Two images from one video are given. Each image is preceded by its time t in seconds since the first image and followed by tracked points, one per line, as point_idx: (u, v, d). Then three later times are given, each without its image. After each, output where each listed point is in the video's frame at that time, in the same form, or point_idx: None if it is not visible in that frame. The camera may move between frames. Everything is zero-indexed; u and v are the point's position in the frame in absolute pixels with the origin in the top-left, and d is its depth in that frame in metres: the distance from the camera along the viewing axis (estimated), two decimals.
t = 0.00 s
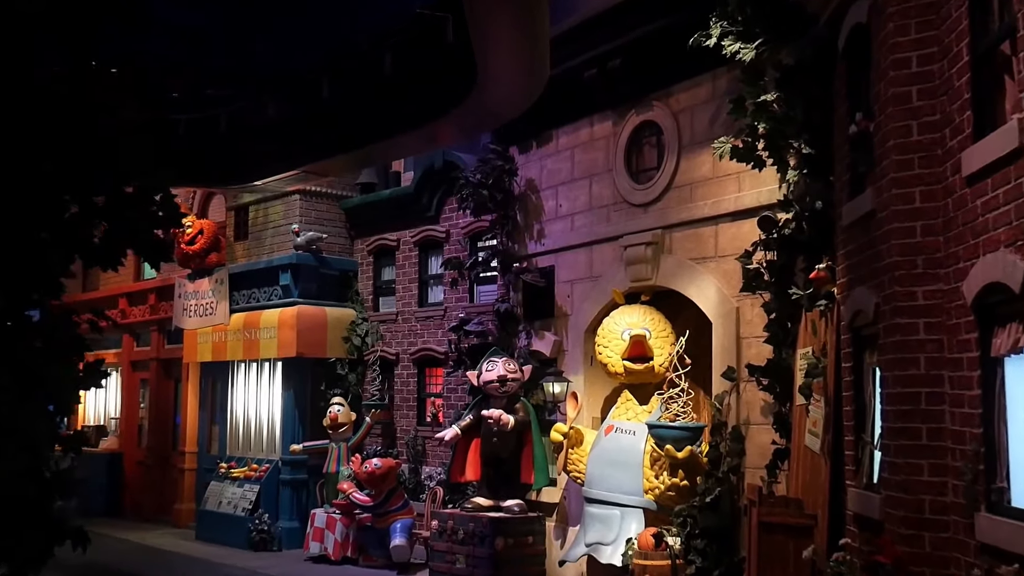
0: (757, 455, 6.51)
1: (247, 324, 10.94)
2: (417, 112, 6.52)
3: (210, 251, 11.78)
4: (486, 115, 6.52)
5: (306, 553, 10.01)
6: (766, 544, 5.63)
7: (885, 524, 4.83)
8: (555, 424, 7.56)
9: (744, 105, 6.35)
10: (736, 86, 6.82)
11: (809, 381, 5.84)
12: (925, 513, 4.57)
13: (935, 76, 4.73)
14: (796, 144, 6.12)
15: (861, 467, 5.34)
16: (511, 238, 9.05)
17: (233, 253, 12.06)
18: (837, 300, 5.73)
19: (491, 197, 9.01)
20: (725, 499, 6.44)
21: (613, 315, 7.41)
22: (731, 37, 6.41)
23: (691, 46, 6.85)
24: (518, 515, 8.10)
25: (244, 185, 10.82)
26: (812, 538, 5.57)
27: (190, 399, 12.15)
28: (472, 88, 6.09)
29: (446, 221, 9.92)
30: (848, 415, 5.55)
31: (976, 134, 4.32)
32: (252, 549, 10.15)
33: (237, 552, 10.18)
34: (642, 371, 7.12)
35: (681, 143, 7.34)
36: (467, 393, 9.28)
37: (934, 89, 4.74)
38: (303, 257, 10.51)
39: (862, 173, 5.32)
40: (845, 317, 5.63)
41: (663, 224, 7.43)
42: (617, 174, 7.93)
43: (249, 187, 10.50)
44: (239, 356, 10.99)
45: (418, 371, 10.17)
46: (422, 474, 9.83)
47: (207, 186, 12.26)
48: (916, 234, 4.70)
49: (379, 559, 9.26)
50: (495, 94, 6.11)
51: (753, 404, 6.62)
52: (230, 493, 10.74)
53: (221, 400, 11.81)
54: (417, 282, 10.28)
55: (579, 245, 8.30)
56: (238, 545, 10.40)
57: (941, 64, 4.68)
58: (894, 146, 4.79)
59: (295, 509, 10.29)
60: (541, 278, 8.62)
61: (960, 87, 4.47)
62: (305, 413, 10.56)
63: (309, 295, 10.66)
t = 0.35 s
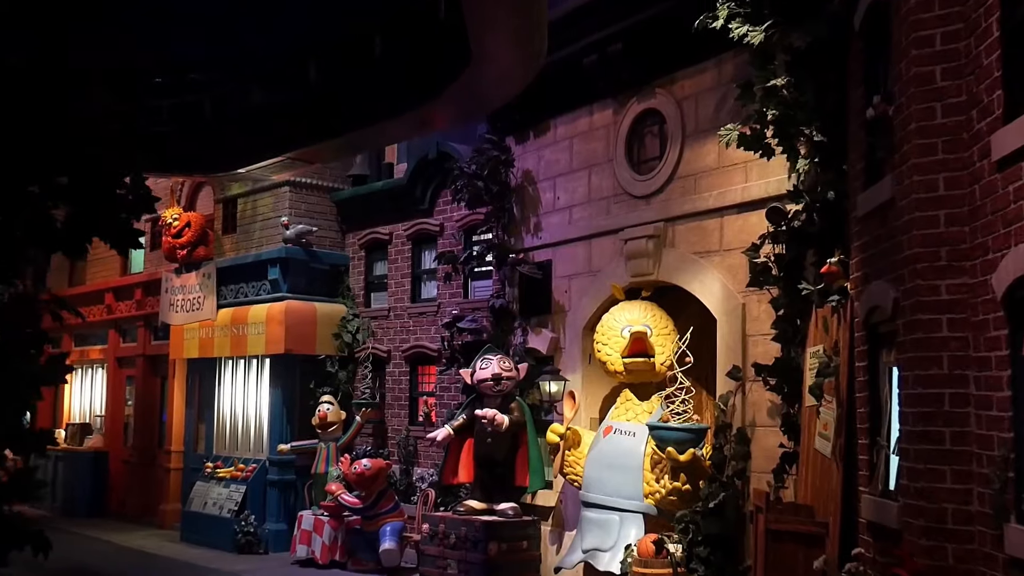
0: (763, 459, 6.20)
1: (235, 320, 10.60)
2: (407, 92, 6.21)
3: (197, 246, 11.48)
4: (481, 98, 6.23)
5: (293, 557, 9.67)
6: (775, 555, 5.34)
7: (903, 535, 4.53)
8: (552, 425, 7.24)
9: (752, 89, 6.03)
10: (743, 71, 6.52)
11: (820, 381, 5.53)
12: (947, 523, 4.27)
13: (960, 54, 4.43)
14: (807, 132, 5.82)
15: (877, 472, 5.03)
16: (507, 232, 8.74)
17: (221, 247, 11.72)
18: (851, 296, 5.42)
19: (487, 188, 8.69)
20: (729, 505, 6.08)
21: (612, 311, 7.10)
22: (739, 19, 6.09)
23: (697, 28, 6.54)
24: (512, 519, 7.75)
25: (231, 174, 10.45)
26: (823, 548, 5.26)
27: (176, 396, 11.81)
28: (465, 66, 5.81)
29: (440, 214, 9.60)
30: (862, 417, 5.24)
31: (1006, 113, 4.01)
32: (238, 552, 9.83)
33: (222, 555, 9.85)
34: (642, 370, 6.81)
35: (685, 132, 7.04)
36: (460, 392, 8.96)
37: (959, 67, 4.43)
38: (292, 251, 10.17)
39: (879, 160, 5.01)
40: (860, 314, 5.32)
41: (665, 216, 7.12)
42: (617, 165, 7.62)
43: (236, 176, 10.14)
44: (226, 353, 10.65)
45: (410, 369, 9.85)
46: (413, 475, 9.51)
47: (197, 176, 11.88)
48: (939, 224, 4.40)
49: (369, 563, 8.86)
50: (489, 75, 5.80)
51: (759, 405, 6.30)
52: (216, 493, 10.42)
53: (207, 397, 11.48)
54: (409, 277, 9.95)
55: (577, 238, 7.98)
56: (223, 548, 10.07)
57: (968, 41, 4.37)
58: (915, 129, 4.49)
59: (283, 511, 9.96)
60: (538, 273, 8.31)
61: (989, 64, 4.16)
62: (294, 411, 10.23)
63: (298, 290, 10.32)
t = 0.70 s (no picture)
0: (776, 459, 5.89)
1: (225, 317, 10.27)
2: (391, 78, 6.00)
3: (187, 240, 11.02)
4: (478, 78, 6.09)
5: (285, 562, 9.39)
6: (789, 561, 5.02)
7: (930, 541, 4.21)
8: (552, 424, 6.92)
9: (763, 69, 5.70)
10: (751, 51, 6.21)
11: (836, 376, 5.21)
12: (979, 529, 3.95)
13: (990, 22, 4.11)
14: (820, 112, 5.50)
15: (901, 473, 4.71)
16: (505, 224, 8.43)
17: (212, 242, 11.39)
18: (870, 285, 5.11)
19: (484, 178, 8.35)
20: (740, 507, 5.82)
21: (615, 304, 6.79)
22: None
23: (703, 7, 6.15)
24: (512, 521, 7.44)
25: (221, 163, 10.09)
26: (842, 554, 4.95)
27: (166, 396, 11.49)
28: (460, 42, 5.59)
29: (436, 206, 9.28)
30: (882, 414, 4.93)
31: None
32: (229, 557, 9.52)
33: (213, 560, 9.54)
34: (647, 366, 6.49)
35: (690, 117, 6.73)
36: (457, 390, 8.65)
37: (989, 36, 4.11)
38: (284, 246, 9.85)
39: (901, 139, 4.69)
40: (879, 304, 5.01)
41: (670, 205, 6.80)
42: (619, 152, 7.30)
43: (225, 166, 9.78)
44: (217, 351, 10.33)
45: (405, 367, 9.53)
46: (409, 476, 9.19)
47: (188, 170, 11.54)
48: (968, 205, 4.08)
49: (363, 567, 8.62)
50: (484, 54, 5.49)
51: (770, 402, 5.99)
52: (207, 495, 10.09)
53: (198, 396, 11.15)
54: (405, 271, 9.64)
55: (578, 229, 7.67)
56: (214, 552, 9.75)
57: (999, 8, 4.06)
58: (942, 104, 4.17)
59: (276, 513, 9.63)
60: (537, 266, 7.99)
61: None
62: (286, 411, 9.89)
63: (290, 286, 9.99)
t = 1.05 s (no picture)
0: (789, 460, 5.57)
1: (214, 312, 9.95)
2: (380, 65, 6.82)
3: (177, 233, 10.73)
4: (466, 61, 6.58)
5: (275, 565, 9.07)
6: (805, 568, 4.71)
7: (961, 551, 3.90)
8: (552, 423, 6.59)
9: (775, 48, 5.38)
10: (762, 30, 5.90)
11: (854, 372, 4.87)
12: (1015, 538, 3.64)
13: None
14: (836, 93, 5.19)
15: (925, 476, 4.40)
16: (503, 215, 8.12)
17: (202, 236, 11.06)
18: (890, 275, 4.79)
19: (481, 167, 8.03)
20: (751, 510, 5.50)
21: (618, 297, 6.48)
22: None
23: None
24: (510, 524, 7.16)
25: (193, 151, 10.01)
26: (862, 562, 4.63)
27: (155, 394, 11.17)
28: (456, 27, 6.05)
29: (431, 197, 8.96)
30: (905, 413, 4.61)
31: None
32: (217, 560, 9.21)
33: (201, 563, 9.23)
34: (652, 362, 6.18)
35: (697, 101, 6.41)
36: (454, 387, 8.34)
37: None
38: (275, 239, 9.53)
39: (927, 119, 4.38)
40: (900, 296, 4.70)
41: (676, 193, 6.48)
42: (622, 139, 6.99)
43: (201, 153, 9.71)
44: (206, 347, 10.01)
45: (400, 363, 9.21)
46: (404, 477, 8.88)
47: (178, 161, 11.21)
48: (1002, 187, 3.77)
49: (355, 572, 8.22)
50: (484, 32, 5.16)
51: (783, 400, 5.67)
52: (195, 496, 9.78)
53: (187, 394, 10.83)
54: (400, 265, 9.32)
55: (580, 220, 7.35)
56: (203, 556, 9.44)
57: None
58: (973, 78, 3.86)
59: (266, 515, 9.32)
60: (537, 258, 7.68)
61: None
62: (277, 409, 9.57)
63: (281, 280, 9.67)
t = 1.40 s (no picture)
0: (805, 459, 5.26)
1: (204, 305, 9.63)
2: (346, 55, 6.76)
3: (166, 224, 10.45)
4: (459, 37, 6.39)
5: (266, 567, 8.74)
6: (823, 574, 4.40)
7: (998, 558, 3.57)
8: (552, 420, 6.27)
9: (789, 20, 5.03)
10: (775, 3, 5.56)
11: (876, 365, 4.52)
12: None
13: None
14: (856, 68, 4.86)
15: (954, 476, 4.09)
16: (501, 203, 7.79)
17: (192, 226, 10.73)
18: (916, 261, 4.47)
19: (478, 152, 7.69)
20: (763, 512, 5.19)
21: (622, 287, 6.15)
22: None
23: None
24: (508, 525, 6.85)
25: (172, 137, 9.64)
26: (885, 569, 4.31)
27: (144, 390, 10.85)
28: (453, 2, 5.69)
29: (427, 185, 8.63)
30: (931, 409, 4.30)
31: None
32: (206, 561, 8.89)
33: (190, 564, 8.92)
34: (658, 356, 5.85)
35: (705, 80, 6.08)
36: (450, 382, 8.02)
37: None
38: (266, 228, 9.20)
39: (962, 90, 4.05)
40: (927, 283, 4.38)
41: (683, 178, 6.15)
42: (626, 122, 6.65)
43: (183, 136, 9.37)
44: (196, 341, 9.68)
45: (395, 357, 8.89)
46: (400, 475, 8.58)
47: (167, 150, 10.87)
48: None
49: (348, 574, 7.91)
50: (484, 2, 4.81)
51: (797, 395, 5.35)
52: (184, 495, 9.47)
53: (177, 389, 10.50)
54: (394, 256, 8.99)
55: (581, 206, 7.02)
56: (192, 557, 9.13)
57: None
58: (1013, 40, 3.53)
59: (257, 515, 9.01)
60: (537, 247, 7.35)
61: None
62: (268, 405, 9.25)
63: (272, 271, 9.35)
